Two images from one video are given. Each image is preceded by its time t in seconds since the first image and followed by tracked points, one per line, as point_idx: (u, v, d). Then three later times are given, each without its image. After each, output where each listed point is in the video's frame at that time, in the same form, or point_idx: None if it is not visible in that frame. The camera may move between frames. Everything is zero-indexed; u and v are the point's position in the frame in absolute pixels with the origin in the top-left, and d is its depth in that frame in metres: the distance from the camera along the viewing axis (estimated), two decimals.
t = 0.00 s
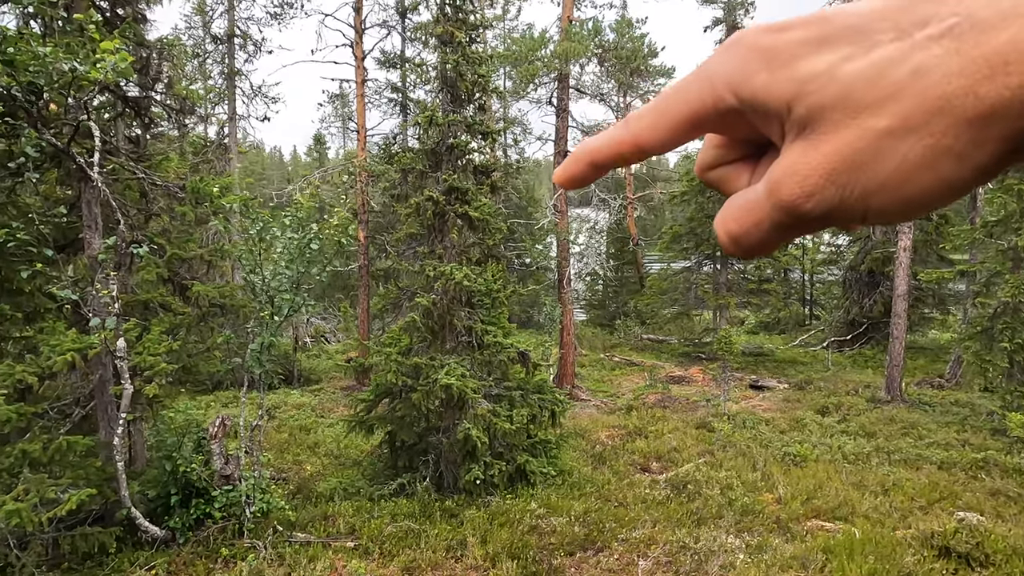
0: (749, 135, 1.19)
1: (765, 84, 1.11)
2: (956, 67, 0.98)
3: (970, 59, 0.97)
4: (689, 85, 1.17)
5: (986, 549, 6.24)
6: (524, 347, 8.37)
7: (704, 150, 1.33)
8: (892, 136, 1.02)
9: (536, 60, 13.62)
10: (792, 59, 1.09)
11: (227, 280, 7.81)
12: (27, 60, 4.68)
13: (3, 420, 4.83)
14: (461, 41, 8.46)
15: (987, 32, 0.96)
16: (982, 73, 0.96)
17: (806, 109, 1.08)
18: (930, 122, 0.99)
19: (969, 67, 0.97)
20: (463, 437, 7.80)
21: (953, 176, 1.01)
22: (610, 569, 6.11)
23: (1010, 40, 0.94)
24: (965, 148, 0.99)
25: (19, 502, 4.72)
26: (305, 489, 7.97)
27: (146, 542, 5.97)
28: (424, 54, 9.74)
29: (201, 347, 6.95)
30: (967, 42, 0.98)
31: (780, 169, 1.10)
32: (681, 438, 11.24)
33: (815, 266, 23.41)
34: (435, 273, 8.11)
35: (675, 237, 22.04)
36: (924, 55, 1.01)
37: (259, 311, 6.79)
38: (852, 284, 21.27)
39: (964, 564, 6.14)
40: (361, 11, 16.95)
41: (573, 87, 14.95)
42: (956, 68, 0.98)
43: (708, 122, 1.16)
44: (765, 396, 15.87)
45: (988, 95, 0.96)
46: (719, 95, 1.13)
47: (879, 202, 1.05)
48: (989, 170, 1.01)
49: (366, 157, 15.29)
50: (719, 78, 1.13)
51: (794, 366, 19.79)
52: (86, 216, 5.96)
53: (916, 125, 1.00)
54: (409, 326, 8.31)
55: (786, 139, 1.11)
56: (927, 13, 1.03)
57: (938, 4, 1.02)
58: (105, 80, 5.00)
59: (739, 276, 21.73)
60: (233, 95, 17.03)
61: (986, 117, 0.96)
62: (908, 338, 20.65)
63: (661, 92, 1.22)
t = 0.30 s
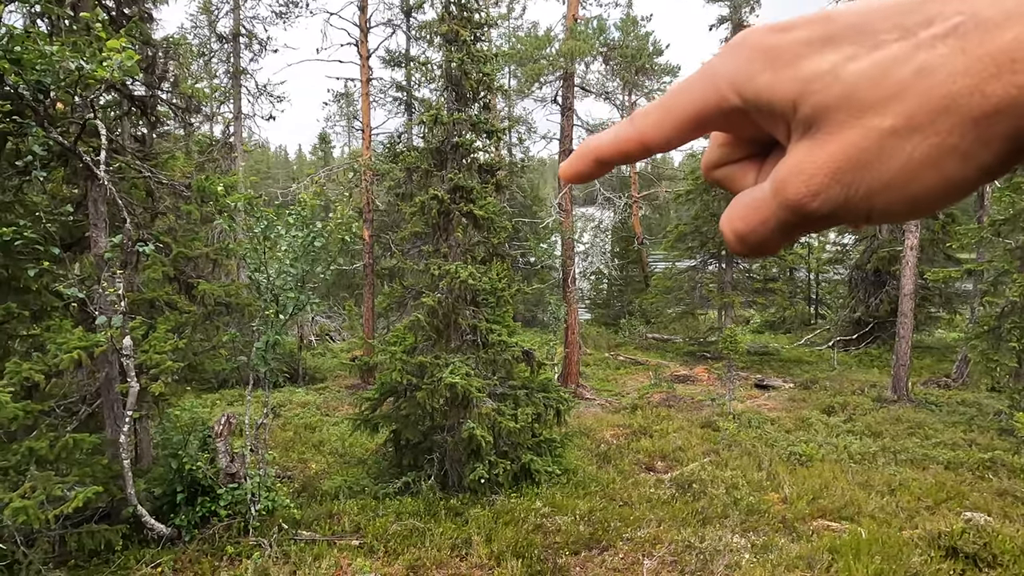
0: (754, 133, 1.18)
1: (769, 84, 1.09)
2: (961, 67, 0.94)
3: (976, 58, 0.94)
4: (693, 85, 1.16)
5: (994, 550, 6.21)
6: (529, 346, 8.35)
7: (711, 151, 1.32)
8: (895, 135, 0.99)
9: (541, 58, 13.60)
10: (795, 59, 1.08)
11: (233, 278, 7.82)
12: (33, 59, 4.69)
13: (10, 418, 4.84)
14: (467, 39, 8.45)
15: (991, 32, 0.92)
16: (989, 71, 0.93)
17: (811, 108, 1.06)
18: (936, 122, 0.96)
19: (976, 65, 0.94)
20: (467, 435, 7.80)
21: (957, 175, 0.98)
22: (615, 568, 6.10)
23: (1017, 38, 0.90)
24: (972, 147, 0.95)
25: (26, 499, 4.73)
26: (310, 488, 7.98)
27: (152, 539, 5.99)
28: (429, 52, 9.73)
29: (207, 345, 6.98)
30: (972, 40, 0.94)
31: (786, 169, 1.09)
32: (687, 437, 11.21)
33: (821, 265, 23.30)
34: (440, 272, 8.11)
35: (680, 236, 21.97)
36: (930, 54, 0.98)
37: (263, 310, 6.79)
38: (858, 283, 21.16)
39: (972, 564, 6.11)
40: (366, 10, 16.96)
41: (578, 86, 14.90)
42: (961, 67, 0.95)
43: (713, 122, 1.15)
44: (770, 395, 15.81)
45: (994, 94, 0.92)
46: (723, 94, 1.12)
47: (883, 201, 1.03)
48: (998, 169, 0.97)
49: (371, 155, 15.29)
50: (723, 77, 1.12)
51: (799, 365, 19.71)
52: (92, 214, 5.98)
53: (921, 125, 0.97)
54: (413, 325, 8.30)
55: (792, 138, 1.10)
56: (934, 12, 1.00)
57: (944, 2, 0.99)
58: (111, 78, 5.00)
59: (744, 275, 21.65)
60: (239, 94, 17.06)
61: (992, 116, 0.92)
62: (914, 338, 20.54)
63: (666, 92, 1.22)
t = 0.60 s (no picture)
0: (756, 115, 1.18)
1: (775, 66, 1.10)
2: (969, 51, 0.95)
3: (983, 43, 0.95)
4: (696, 69, 1.17)
5: (994, 549, 6.20)
6: (529, 345, 8.33)
7: (714, 135, 1.31)
8: (902, 119, 0.99)
9: (541, 58, 13.58)
10: (802, 41, 1.09)
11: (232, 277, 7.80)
12: (33, 57, 4.69)
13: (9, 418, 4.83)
14: (466, 37, 8.42)
15: (1000, 15, 0.93)
16: (994, 58, 0.94)
17: (818, 91, 1.06)
18: (942, 105, 0.97)
19: (981, 52, 0.95)
20: (467, 435, 7.79)
21: (962, 159, 0.98)
22: (615, 568, 6.09)
23: None
24: (976, 133, 0.96)
25: (26, 498, 4.72)
26: (309, 487, 7.97)
27: (151, 539, 5.99)
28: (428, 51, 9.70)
29: (207, 344, 6.97)
30: (980, 25, 0.96)
31: (791, 152, 1.08)
32: (687, 437, 11.20)
33: (821, 264, 23.29)
34: (440, 271, 8.09)
35: (680, 235, 21.94)
36: (938, 38, 0.98)
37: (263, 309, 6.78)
38: (858, 282, 21.15)
39: (972, 564, 6.09)
40: (365, 9, 16.93)
41: (578, 85, 14.89)
42: (969, 52, 0.96)
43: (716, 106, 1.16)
44: (770, 395, 15.82)
45: (1001, 79, 0.93)
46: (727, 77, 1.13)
47: (889, 185, 1.03)
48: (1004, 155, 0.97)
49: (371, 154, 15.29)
50: (729, 61, 1.12)
51: (799, 365, 19.71)
52: (92, 213, 5.98)
53: (929, 108, 0.98)
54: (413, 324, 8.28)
55: (797, 122, 1.10)
56: None
57: None
58: (111, 76, 5.00)
59: (744, 274, 21.63)
60: (238, 93, 17.04)
61: (997, 101, 0.93)
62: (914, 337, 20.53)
63: (671, 73, 1.21)
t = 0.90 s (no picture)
0: (742, 131, 1.19)
1: (762, 86, 1.10)
2: (952, 74, 0.98)
3: (966, 66, 0.97)
4: (684, 84, 1.17)
5: (977, 545, 6.30)
6: (517, 345, 8.33)
7: (701, 148, 1.32)
8: (887, 139, 1.02)
9: (528, 58, 13.57)
10: (790, 60, 1.09)
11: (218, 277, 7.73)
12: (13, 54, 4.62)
13: None
14: (454, 37, 8.40)
15: (982, 40, 0.96)
16: (978, 80, 0.96)
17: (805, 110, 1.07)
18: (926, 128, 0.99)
19: (966, 72, 0.97)
20: (456, 435, 7.78)
21: (944, 178, 1.02)
22: (603, 567, 6.11)
23: (1006, 46, 0.94)
24: (958, 153, 1.00)
25: (7, 501, 4.65)
26: (297, 489, 7.92)
27: (136, 542, 5.93)
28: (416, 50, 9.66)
29: (192, 346, 6.91)
30: (963, 47, 0.97)
31: (777, 168, 1.09)
32: (674, 436, 11.26)
33: (806, 264, 23.53)
34: (428, 271, 8.07)
35: (667, 235, 22.06)
36: (920, 62, 1.00)
37: (249, 309, 6.73)
38: (842, 282, 21.37)
39: (956, 560, 6.19)
40: (352, 8, 16.84)
41: (566, 85, 14.92)
42: (952, 75, 0.98)
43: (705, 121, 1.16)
44: (756, 394, 15.96)
45: (983, 101, 0.96)
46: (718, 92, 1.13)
47: (874, 203, 1.06)
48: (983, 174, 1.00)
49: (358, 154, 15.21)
50: (718, 78, 1.13)
51: (785, 364, 19.91)
52: (75, 212, 5.91)
53: (912, 128, 1.00)
54: (401, 324, 8.26)
55: (784, 139, 1.11)
56: (926, 19, 1.02)
57: (934, 8, 1.02)
58: (94, 74, 4.94)
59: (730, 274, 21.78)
60: (224, 92, 16.87)
61: (979, 123, 0.97)
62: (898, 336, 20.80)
63: (659, 86, 1.21)
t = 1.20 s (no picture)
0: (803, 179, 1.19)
1: (840, 135, 1.14)
2: None
3: None
4: (760, 121, 1.23)
5: (951, 540, 6.43)
6: (497, 346, 8.31)
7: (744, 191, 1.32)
8: (963, 222, 1.04)
9: (509, 59, 13.56)
10: (870, 120, 1.14)
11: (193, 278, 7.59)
12: None
13: None
14: (434, 37, 8.36)
15: None
16: None
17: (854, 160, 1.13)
18: (966, 198, 1.04)
19: None
20: (436, 436, 7.73)
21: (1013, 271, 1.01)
22: (584, 567, 6.11)
23: None
24: None
25: None
26: (274, 493, 7.79)
27: (109, 548, 5.77)
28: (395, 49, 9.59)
29: (166, 348, 6.78)
30: None
31: (838, 222, 1.11)
32: (654, 436, 11.32)
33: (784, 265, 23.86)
34: (408, 271, 8.00)
35: (647, 237, 22.15)
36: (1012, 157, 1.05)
37: (225, 310, 6.61)
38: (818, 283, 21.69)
39: (931, 554, 6.31)
40: (331, 7, 16.68)
41: (546, 87, 14.95)
42: None
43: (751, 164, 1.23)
44: (735, 394, 16.12)
45: None
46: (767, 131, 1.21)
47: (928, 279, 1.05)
48: None
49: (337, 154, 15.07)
50: (796, 122, 1.18)
51: (763, 364, 20.16)
52: (44, 212, 5.76)
53: (991, 218, 1.02)
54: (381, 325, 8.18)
55: (849, 198, 1.13)
56: None
57: None
58: (64, 68, 4.82)
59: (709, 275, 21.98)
60: (200, 91, 16.59)
61: None
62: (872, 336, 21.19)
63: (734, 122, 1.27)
